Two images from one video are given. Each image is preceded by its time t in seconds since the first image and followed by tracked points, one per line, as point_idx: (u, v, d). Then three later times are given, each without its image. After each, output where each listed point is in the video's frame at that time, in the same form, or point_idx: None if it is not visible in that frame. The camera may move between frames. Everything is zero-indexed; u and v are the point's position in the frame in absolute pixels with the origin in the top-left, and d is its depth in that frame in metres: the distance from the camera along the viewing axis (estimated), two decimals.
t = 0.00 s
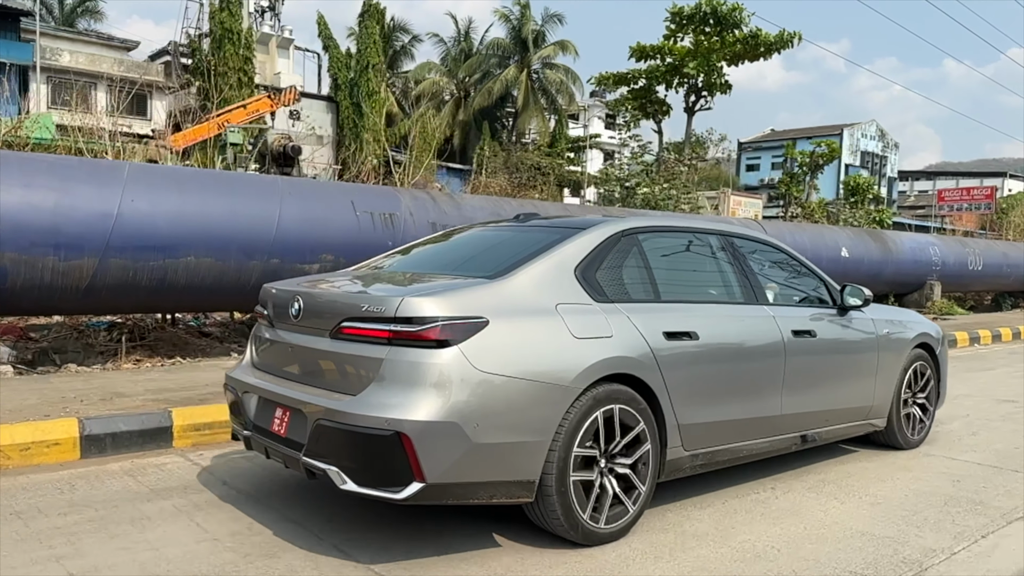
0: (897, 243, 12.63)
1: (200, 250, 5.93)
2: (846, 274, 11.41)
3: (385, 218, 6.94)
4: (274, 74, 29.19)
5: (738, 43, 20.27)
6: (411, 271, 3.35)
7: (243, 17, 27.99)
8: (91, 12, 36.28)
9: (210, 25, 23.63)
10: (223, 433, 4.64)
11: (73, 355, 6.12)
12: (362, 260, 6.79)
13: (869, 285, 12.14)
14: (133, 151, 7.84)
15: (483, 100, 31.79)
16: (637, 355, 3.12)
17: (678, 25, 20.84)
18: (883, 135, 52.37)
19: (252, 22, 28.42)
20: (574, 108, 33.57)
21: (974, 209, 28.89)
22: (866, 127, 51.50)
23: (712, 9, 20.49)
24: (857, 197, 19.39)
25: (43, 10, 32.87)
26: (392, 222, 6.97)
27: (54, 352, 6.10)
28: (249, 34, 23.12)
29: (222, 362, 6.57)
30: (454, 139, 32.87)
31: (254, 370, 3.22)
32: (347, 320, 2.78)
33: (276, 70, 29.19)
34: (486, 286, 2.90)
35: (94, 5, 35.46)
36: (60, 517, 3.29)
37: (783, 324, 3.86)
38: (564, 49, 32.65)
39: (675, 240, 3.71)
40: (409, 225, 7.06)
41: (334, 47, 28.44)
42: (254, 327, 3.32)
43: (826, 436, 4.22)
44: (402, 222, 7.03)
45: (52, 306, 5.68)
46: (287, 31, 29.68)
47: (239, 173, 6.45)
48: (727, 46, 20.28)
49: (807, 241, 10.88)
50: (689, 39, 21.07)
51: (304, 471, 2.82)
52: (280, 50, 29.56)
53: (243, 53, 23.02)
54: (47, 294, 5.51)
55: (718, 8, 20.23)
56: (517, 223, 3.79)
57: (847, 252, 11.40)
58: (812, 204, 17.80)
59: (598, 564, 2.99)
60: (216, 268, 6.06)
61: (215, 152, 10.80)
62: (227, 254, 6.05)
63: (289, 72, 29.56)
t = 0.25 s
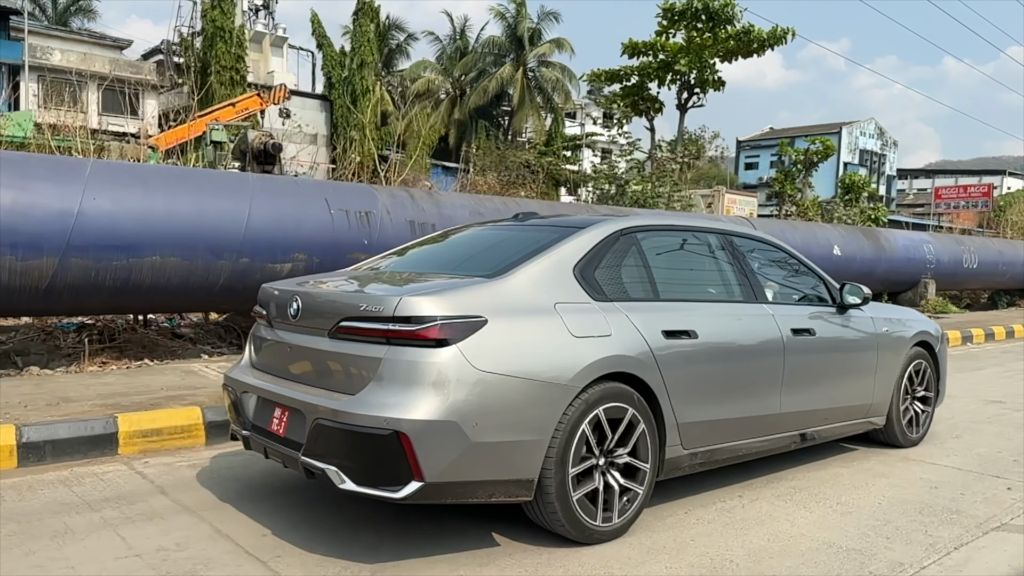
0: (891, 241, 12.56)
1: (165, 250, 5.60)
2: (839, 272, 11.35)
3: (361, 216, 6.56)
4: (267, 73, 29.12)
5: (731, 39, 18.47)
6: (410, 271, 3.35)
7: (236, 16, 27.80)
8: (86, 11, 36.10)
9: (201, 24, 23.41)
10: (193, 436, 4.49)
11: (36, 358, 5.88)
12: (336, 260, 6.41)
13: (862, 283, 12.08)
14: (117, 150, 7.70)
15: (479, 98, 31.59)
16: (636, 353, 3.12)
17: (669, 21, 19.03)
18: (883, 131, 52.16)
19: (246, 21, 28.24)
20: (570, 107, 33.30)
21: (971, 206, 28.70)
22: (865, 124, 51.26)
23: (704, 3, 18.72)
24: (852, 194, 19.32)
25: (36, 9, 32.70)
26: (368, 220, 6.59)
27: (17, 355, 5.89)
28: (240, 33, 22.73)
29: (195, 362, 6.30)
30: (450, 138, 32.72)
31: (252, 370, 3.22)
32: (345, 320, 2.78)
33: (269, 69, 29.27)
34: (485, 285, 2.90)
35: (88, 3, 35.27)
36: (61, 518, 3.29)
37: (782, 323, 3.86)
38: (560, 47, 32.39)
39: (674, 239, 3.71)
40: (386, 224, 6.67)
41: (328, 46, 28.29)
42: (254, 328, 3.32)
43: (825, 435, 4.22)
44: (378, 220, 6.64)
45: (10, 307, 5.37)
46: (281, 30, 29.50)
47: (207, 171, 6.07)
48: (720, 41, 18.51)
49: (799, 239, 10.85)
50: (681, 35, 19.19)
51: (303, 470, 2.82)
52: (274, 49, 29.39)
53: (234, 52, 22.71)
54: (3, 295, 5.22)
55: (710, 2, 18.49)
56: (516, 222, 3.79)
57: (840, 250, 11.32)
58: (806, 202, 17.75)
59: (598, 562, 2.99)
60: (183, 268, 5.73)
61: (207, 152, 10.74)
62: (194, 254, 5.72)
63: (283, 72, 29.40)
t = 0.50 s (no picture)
0: (885, 238, 12.30)
1: (129, 249, 5.34)
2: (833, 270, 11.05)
3: (336, 214, 6.29)
4: (262, 72, 28.97)
5: (723, 34, 18.01)
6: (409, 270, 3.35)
7: (230, 14, 27.53)
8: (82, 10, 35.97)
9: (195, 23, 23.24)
10: (141, 442, 4.27)
11: None
12: (309, 260, 6.15)
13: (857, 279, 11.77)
14: (98, 148, 7.48)
15: (475, 97, 31.23)
16: (636, 352, 3.12)
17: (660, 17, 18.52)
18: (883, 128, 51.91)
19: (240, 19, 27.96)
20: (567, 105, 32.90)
21: (971, 204, 28.44)
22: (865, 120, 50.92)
23: None
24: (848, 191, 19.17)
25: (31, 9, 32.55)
26: (344, 218, 6.33)
27: None
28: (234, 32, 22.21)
29: (162, 365, 6.05)
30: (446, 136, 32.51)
31: (252, 369, 3.22)
32: (345, 319, 2.78)
33: (264, 68, 29.09)
34: (485, 284, 2.90)
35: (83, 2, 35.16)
36: (61, 518, 3.28)
37: (782, 321, 3.86)
38: (556, 44, 32.02)
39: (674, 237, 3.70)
40: (363, 222, 6.41)
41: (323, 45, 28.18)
42: (253, 327, 3.31)
43: (825, 433, 4.21)
44: (354, 218, 6.38)
45: None
46: (276, 28, 29.38)
47: (177, 167, 5.80)
48: (712, 37, 18.03)
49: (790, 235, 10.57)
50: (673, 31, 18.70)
51: (302, 469, 2.82)
52: (269, 48, 29.23)
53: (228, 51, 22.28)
54: None
55: None
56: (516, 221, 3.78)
57: (833, 247, 11.06)
58: (801, 199, 17.69)
59: (598, 561, 2.99)
60: (150, 267, 5.48)
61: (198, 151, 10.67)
62: (161, 253, 5.46)
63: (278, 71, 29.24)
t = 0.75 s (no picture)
0: (879, 237, 12.11)
1: (98, 248, 5.32)
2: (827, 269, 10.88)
3: (314, 213, 6.30)
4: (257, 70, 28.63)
5: (718, 30, 16.84)
6: (409, 270, 3.34)
7: (224, 12, 27.18)
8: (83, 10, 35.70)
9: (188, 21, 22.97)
10: (94, 449, 4.16)
11: None
12: (287, 258, 6.15)
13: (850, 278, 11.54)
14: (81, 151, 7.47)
15: (472, 94, 30.91)
16: (636, 350, 3.12)
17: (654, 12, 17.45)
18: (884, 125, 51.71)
19: (234, 17, 27.63)
20: (564, 104, 32.46)
21: (972, 202, 28.16)
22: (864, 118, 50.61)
23: None
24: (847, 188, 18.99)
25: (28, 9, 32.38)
26: (322, 216, 6.33)
27: None
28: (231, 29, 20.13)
29: (135, 366, 6.03)
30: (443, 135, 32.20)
31: (252, 369, 3.22)
32: (345, 318, 2.78)
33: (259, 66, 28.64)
34: (484, 283, 2.90)
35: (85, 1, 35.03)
36: (61, 520, 3.27)
37: (782, 319, 3.86)
38: (553, 41, 31.71)
39: (674, 235, 3.70)
40: (341, 221, 6.42)
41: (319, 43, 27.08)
42: (254, 326, 3.31)
43: (825, 431, 4.21)
44: (333, 217, 6.39)
45: None
46: (272, 27, 29.14)
47: (152, 165, 5.79)
48: (706, 33, 16.89)
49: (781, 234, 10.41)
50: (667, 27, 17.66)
51: (303, 470, 2.82)
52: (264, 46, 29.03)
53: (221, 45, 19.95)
54: None
55: None
56: (516, 221, 3.77)
57: (825, 246, 10.89)
58: (796, 197, 17.65)
59: (598, 559, 2.99)
60: (119, 266, 5.45)
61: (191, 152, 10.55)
62: (131, 252, 5.44)
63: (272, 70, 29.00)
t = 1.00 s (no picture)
0: (874, 236, 11.95)
1: (67, 249, 5.21)
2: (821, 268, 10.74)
3: (293, 211, 6.21)
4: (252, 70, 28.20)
5: (712, 27, 16.61)
6: (409, 271, 3.34)
7: (219, 11, 26.94)
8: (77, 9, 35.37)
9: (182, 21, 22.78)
10: (49, 454, 4.04)
11: None
12: (265, 258, 6.05)
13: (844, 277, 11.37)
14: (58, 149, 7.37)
15: (469, 93, 30.72)
16: (637, 350, 3.12)
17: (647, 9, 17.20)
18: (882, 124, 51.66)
19: (229, 16, 27.39)
20: (561, 103, 32.42)
21: (970, 200, 28.09)
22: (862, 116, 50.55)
23: None
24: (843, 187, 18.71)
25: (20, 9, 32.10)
26: (301, 215, 6.25)
27: None
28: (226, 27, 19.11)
29: (106, 369, 5.86)
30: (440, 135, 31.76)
31: (252, 369, 3.22)
32: (345, 319, 2.78)
33: (255, 65, 27.88)
34: (484, 283, 2.90)
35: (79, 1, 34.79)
36: (60, 522, 3.26)
37: (782, 318, 3.85)
38: (550, 40, 31.65)
39: (674, 235, 3.69)
40: (321, 220, 6.33)
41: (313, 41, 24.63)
42: (254, 326, 3.31)
43: (826, 431, 4.20)
44: (313, 216, 6.30)
45: None
46: (267, 26, 28.72)
47: (120, 163, 5.68)
48: (699, 31, 16.70)
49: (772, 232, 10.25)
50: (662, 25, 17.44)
51: (303, 470, 2.81)
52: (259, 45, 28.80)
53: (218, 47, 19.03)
54: None
55: None
56: (515, 221, 3.77)
57: (819, 244, 10.74)
58: (791, 195, 17.62)
59: (597, 559, 2.99)
60: (90, 267, 5.35)
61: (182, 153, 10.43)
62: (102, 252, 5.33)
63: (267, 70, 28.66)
